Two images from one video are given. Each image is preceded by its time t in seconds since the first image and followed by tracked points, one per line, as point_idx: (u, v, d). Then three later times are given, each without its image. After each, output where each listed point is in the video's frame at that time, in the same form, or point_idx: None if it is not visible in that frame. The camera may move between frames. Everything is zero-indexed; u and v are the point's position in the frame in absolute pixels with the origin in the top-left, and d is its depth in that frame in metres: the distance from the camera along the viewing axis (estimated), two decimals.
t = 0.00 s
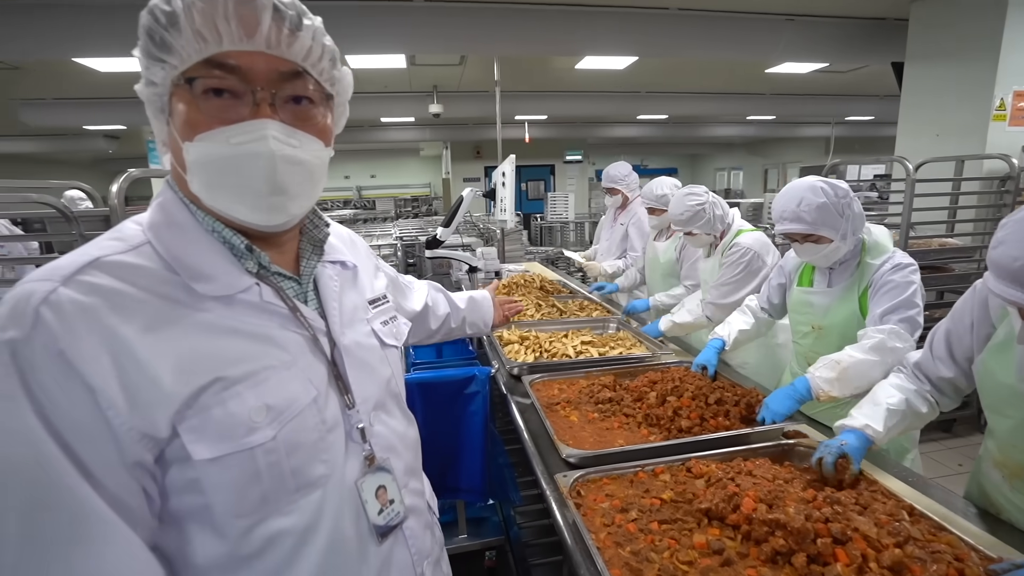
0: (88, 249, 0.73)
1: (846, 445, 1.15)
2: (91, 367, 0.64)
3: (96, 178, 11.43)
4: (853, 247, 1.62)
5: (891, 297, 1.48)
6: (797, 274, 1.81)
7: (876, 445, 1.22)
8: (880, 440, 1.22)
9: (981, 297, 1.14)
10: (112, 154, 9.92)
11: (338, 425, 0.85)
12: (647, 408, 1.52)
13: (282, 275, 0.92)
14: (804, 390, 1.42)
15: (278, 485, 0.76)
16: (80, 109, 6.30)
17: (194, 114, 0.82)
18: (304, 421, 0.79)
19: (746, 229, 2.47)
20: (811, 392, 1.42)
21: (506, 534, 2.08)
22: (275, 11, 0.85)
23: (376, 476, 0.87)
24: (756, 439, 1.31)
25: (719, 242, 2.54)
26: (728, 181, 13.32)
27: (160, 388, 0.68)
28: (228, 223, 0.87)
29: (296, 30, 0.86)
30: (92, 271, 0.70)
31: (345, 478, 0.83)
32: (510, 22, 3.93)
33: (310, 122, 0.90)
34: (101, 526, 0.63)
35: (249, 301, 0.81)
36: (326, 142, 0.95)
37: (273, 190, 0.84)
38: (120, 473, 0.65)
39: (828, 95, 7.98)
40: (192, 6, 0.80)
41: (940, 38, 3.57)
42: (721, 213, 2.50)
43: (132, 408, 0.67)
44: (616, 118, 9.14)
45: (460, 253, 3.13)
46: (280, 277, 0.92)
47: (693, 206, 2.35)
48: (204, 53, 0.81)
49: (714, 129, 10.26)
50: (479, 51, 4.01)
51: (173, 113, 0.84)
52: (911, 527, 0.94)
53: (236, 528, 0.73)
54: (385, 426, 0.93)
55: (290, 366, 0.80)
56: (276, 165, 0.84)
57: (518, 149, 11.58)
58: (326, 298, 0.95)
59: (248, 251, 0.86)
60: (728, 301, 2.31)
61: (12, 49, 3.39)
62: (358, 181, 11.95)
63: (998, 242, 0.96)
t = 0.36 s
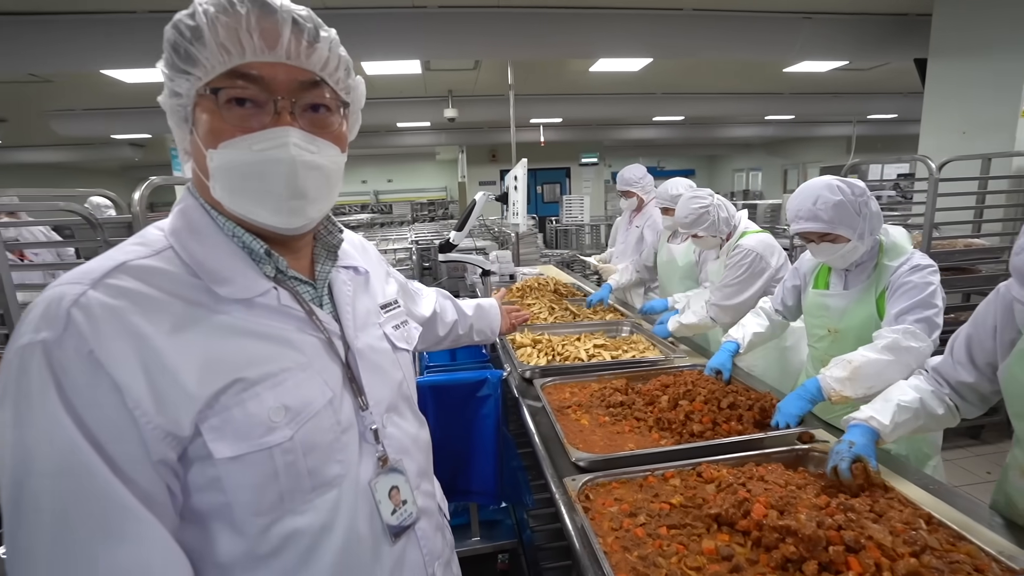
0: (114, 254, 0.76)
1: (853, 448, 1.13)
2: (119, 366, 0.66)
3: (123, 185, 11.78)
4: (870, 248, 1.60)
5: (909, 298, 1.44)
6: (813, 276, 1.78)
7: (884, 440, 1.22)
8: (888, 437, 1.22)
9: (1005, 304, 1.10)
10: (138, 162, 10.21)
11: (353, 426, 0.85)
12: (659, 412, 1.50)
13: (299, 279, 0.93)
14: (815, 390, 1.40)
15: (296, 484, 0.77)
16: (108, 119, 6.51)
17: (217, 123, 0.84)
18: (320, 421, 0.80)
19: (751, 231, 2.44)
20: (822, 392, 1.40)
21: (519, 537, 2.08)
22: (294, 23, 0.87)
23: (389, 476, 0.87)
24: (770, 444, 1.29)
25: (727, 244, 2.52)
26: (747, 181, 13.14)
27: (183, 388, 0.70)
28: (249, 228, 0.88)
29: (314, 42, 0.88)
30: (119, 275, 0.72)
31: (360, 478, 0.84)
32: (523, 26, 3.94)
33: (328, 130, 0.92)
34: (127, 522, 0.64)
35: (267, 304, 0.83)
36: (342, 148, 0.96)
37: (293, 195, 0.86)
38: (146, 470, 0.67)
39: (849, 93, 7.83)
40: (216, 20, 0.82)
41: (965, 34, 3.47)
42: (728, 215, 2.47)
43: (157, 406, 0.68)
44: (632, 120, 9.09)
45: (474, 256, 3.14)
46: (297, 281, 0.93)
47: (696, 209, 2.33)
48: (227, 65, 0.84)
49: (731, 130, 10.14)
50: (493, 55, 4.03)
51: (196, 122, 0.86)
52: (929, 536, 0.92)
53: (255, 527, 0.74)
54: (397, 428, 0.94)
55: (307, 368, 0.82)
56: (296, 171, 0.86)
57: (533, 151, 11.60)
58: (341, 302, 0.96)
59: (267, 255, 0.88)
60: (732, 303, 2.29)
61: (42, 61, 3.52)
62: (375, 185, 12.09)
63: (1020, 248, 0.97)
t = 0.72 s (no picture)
0: (126, 264, 0.77)
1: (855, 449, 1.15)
2: (131, 373, 0.67)
3: (147, 191, 12.08)
4: (884, 253, 1.57)
5: (925, 306, 1.41)
6: (825, 282, 1.76)
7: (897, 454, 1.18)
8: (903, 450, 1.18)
9: None
10: (161, 169, 10.46)
11: (357, 431, 0.86)
12: (668, 419, 1.49)
13: (305, 287, 0.95)
14: (828, 405, 1.34)
15: (301, 488, 0.77)
16: (133, 127, 6.70)
17: (227, 134, 0.85)
18: (325, 427, 0.81)
19: (762, 235, 2.41)
20: (834, 406, 1.35)
21: (529, 544, 2.07)
22: (302, 36, 0.88)
23: (393, 481, 0.88)
24: (780, 453, 1.26)
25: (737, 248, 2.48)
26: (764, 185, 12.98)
27: (192, 394, 0.71)
28: (257, 237, 0.89)
29: (321, 54, 0.89)
30: (131, 284, 0.73)
31: (363, 483, 0.84)
32: (536, 31, 3.96)
33: (336, 139, 0.93)
34: (137, 526, 0.65)
35: (274, 311, 0.84)
36: (349, 156, 0.97)
37: (300, 203, 0.87)
38: (155, 474, 0.68)
39: (869, 95, 7.69)
40: (226, 34, 0.84)
41: (988, 33, 3.39)
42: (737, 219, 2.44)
43: (167, 412, 0.69)
44: (647, 124, 9.05)
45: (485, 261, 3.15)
46: (303, 288, 0.94)
47: (706, 214, 2.31)
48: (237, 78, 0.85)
49: (748, 133, 10.04)
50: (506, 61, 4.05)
51: (206, 132, 0.88)
52: (944, 551, 0.89)
53: (261, 530, 0.75)
54: (401, 433, 0.94)
55: (312, 374, 0.82)
56: (304, 180, 0.87)
57: (547, 156, 11.61)
58: (346, 309, 0.97)
59: (274, 264, 0.89)
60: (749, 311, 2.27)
61: (69, 72, 3.63)
62: (390, 191, 12.21)
63: None
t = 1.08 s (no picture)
0: (134, 273, 0.79)
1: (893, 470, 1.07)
2: (135, 379, 0.68)
3: (168, 200, 12.37)
4: (900, 259, 1.53)
5: (943, 313, 1.37)
6: (841, 289, 1.72)
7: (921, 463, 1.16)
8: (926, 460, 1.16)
9: None
10: (182, 178, 10.71)
11: (358, 437, 0.86)
12: (677, 428, 1.47)
13: (307, 295, 0.96)
14: (843, 412, 1.33)
15: (301, 493, 0.78)
16: (155, 138, 6.88)
17: (230, 146, 0.87)
18: (325, 433, 0.81)
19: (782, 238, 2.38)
20: (850, 412, 1.34)
21: (539, 552, 2.06)
22: (302, 49, 0.89)
23: (393, 487, 0.87)
24: (793, 464, 1.23)
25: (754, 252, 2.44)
26: (781, 190, 12.81)
27: (195, 399, 0.72)
28: (259, 246, 0.91)
29: (321, 67, 0.91)
30: (138, 292, 0.75)
31: (364, 488, 0.85)
32: (547, 39, 3.98)
33: (336, 149, 0.95)
34: (140, 530, 0.66)
35: (276, 319, 0.85)
36: (349, 166, 0.99)
37: (301, 213, 0.88)
38: (158, 478, 0.69)
39: (888, 98, 7.57)
40: (230, 49, 0.86)
41: (1009, 33, 3.32)
42: (755, 223, 2.40)
43: (170, 417, 0.70)
44: (660, 130, 9.02)
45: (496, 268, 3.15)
46: (305, 296, 0.96)
47: (728, 212, 2.27)
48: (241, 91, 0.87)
49: (763, 138, 9.94)
50: (517, 69, 4.07)
51: (211, 144, 0.90)
52: (962, 567, 0.86)
53: (262, 534, 0.75)
54: (402, 439, 0.94)
55: (312, 381, 0.83)
56: (305, 190, 0.89)
57: (560, 163, 11.63)
58: (347, 317, 0.98)
59: (276, 272, 0.90)
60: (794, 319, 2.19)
61: (94, 85, 3.74)
62: (405, 199, 12.33)
63: None
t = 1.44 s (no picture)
0: (135, 264, 0.80)
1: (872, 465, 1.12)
2: (132, 366, 0.69)
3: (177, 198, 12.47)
4: (908, 261, 1.51)
5: (948, 315, 1.35)
6: (846, 289, 1.71)
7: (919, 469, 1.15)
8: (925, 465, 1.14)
9: None
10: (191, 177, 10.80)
11: (351, 431, 0.87)
12: (677, 429, 1.46)
13: (305, 289, 0.96)
14: (842, 411, 1.33)
15: (293, 483, 0.78)
16: (165, 136, 6.94)
17: (229, 133, 0.88)
18: (318, 424, 0.82)
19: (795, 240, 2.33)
20: (850, 413, 1.33)
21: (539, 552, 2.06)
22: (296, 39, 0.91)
23: (386, 480, 0.88)
24: (793, 467, 1.22)
25: (767, 255, 2.36)
26: (790, 192, 12.71)
27: (192, 387, 0.73)
28: (255, 232, 0.91)
29: (315, 55, 0.92)
30: (137, 283, 0.76)
31: (357, 481, 0.85)
32: (554, 39, 3.97)
33: (331, 136, 0.95)
34: (133, 515, 0.67)
35: (273, 311, 0.86)
36: (345, 154, 0.99)
37: (298, 192, 0.88)
38: (152, 463, 0.70)
39: (899, 99, 7.49)
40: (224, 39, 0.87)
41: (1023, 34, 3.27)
42: (768, 224, 2.33)
43: (165, 404, 0.71)
44: (668, 130, 8.99)
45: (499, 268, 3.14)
46: (303, 290, 0.96)
47: (747, 212, 2.21)
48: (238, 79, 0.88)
49: (772, 139, 9.87)
50: (524, 68, 4.07)
51: (210, 134, 0.91)
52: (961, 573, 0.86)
53: (255, 523, 0.76)
54: (396, 433, 0.95)
55: (308, 372, 0.84)
56: (302, 171, 0.89)
57: (567, 163, 11.61)
58: (344, 311, 0.99)
59: (274, 265, 0.91)
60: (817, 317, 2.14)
61: (103, 83, 3.78)
62: (412, 198, 12.36)
63: None
